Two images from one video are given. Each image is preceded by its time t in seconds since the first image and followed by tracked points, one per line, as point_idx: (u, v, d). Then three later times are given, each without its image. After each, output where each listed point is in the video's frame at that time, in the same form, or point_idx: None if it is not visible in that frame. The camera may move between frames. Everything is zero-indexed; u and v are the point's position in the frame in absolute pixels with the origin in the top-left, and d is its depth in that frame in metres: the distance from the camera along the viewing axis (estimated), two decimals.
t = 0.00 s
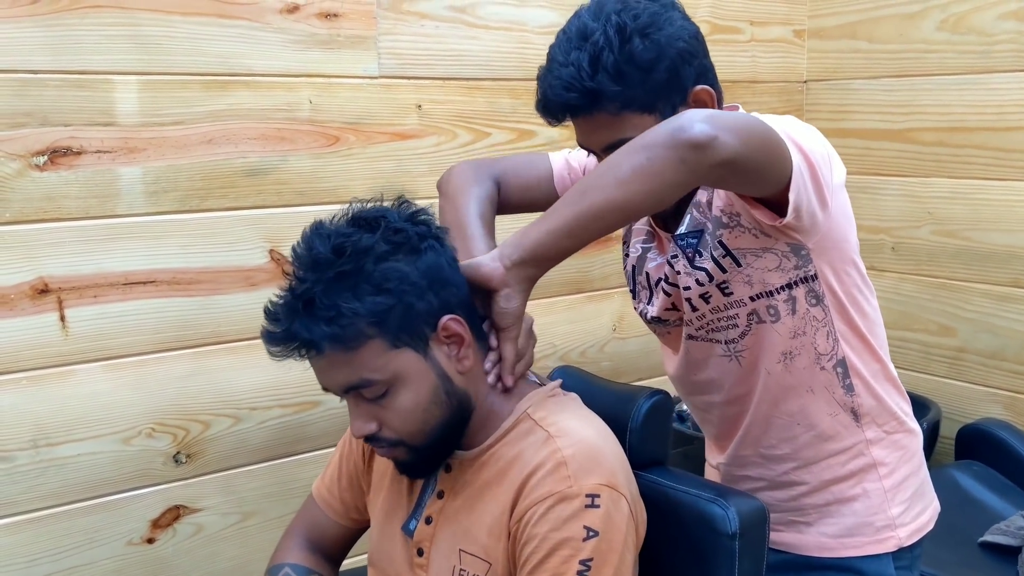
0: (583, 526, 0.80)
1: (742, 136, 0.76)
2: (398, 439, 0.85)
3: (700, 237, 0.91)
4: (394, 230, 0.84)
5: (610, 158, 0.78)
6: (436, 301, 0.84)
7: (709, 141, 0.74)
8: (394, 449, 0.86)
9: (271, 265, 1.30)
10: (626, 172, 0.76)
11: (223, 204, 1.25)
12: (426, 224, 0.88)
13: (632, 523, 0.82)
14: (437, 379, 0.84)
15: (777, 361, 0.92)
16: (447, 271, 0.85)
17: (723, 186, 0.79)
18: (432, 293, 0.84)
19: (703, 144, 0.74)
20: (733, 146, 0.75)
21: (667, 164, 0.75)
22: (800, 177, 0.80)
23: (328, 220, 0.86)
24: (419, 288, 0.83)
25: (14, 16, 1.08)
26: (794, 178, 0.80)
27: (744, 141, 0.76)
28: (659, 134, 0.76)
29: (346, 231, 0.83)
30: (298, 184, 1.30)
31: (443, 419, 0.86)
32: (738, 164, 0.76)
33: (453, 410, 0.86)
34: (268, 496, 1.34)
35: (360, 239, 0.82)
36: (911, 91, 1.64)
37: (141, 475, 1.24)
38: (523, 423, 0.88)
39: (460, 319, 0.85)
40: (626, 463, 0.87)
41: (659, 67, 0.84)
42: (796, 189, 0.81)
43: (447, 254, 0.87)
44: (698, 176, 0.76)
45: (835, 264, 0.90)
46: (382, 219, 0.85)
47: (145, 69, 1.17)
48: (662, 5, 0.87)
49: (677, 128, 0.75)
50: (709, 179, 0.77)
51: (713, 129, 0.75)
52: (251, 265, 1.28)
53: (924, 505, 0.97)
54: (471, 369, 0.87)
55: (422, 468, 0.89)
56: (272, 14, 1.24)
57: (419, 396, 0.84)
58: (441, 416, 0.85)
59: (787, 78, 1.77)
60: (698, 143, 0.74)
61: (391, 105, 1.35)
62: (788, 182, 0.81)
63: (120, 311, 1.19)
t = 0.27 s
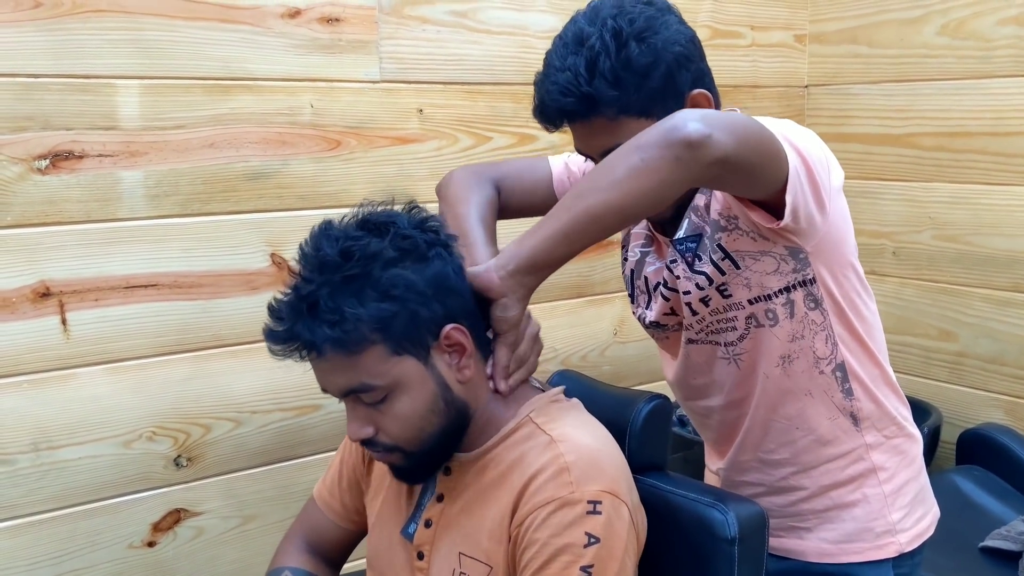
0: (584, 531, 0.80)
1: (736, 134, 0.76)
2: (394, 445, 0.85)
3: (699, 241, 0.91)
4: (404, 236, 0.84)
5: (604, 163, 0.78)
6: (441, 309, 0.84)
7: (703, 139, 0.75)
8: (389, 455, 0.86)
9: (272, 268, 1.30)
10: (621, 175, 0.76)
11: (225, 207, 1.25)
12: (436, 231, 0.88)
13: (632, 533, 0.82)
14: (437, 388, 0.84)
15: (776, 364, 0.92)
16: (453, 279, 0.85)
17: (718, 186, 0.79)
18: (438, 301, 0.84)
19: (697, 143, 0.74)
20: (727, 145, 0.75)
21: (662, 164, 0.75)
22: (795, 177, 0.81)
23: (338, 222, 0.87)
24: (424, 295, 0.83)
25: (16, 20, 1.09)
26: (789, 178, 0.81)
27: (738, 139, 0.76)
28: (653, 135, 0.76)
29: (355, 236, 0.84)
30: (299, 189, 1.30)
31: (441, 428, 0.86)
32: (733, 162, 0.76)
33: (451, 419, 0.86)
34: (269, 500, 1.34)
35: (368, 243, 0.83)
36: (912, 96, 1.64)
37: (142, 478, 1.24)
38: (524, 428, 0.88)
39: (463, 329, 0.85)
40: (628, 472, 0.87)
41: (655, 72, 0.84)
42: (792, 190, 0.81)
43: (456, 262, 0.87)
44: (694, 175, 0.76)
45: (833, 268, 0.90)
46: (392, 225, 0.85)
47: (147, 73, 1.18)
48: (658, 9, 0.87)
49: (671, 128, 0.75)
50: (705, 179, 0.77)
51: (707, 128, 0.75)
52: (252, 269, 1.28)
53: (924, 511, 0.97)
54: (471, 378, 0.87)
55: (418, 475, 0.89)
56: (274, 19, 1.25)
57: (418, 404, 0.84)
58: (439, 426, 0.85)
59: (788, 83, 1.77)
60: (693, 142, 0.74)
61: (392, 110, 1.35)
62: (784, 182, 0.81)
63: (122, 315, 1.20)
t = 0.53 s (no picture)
0: (579, 535, 0.80)
1: (737, 141, 0.76)
2: (387, 450, 0.85)
3: (702, 240, 0.91)
4: (402, 240, 0.85)
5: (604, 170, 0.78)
6: (438, 313, 0.84)
7: (705, 147, 0.75)
8: (382, 458, 0.86)
9: (274, 272, 1.30)
10: (622, 182, 0.76)
11: (226, 211, 1.25)
12: (435, 237, 0.88)
13: (628, 536, 0.83)
14: (431, 393, 0.85)
15: (776, 366, 0.92)
16: (450, 284, 0.86)
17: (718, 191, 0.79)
18: (435, 305, 0.84)
19: (698, 151, 0.75)
20: (728, 152, 0.76)
21: (663, 171, 0.75)
22: (797, 176, 0.81)
23: (337, 225, 0.87)
24: (421, 299, 0.83)
25: (19, 25, 1.09)
26: (789, 182, 0.81)
27: (738, 146, 0.76)
28: (654, 142, 0.76)
29: (354, 239, 0.84)
30: (300, 193, 1.30)
31: (435, 433, 0.86)
32: (733, 168, 0.76)
33: (445, 424, 0.86)
34: (269, 503, 1.34)
35: (366, 246, 0.83)
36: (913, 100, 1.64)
37: (143, 481, 1.24)
38: (520, 431, 0.88)
39: (460, 334, 0.85)
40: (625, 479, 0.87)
41: (656, 83, 0.84)
42: (794, 193, 0.81)
43: (454, 267, 0.87)
44: (694, 182, 0.76)
45: (835, 269, 0.90)
46: (392, 229, 0.86)
47: (150, 77, 1.18)
48: (654, 19, 0.87)
49: (671, 136, 0.76)
50: (704, 186, 0.77)
51: (707, 136, 0.75)
52: (254, 272, 1.28)
53: (925, 516, 0.97)
54: (466, 383, 0.87)
55: (412, 480, 0.89)
56: (276, 23, 1.25)
57: (413, 408, 0.84)
58: (433, 430, 0.85)
59: (789, 88, 1.78)
60: (694, 150, 0.75)
61: (394, 114, 1.36)
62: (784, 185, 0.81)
63: (124, 318, 1.20)
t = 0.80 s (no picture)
0: (582, 536, 0.80)
1: (745, 149, 0.77)
2: (393, 454, 0.85)
3: (705, 245, 0.91)
4: (403, 243, 0.85)
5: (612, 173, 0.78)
6: (439, 316, 0.84)
7: (712, 154, 0.75)
8: (388, 463, 0.86)
9: (276, 274, 1.31)
10: (630, 187, 0.76)
11: (229, 213, 1.26)
12: (435, 240, 0.89)
13: (630, 539, 0.83)
14: (434, 397, 0.85)
15: (780, 370, 0.92)
16: (451, 287, 0.86)
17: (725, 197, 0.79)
18: (436, 307, 0.84)
19: (706, 157, 0.75)
20: (736, 159, 0.76)
21: (671, 177, 0.76)
22: (800, 186, 0.81)
23: (336, 230, 0.87)
24: (423, 301, 0.83)
25: (23, 27, 1.10)
26: (795, 189, 0.81)
27: (746, 152, 0.77)
28: (662, 148, 0.76)
29: (355, 243, 0.84)
30: (303, 195, 1.31)
31: (439, 436, 0.86)
32: (741, 174, 0.77)
33: (450, 426, 0.86)
34: (272, 505, 1.34)
35: (367, 250, 0.83)
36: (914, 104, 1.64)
37: (145, 482, 1.25)
38: (524, 431, 0.88)
39: (462, 338, 0.85)
40: (626, 478, 0.87)
41: (652, 99, 0.84)
42: (798, 199, 0.81)
43: (455, 270, 0.88)
44: (702, 188, 0.76)
45: (840, 275, 0.90)
46: (392, 232, 0.86)
47: (153, 80, 1.19)
48: (647, 34, 0.87)
49: (680, 142, 0.76)
50: (713, 191, 0.77)
51: (716, 142, 0.76)
52: (256, 274, 1.29)
53: (931, 521, 0.97)
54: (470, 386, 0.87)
55: (416, 483, 0.89)
56: (279, 26, 1.26)
57: (417, 413, 0.84)
58: (438, 434, 0.86)
59: (791, 92, 1.78)
60: (702, 157, 0.75)
61: (396, 117, 1.36)
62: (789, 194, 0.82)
63: (127, 319, 1.20)
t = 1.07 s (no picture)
0: (579, 537, 0.80)
1: (749, 152, 0.76)
2: (391, 460, 0.85)
3: (710, 246, 0.91)
4: (401, 249, 0.85)
5: (615, 174, 0.78)
6: (438, 322, 0.84)
7: (717, 157, 0.75)
8: (386, 469, 0.87)
9: (277, 275, 1.31)
10: (633, 189, 0.76)
11: (230, 214, 1.26)
12: (433, 244, 0.88)
13: (628, 539, 0.83)
14: (433, 402, 0.85)
15: (786, 372, 0.92)
16: (449, 291, 0.86)
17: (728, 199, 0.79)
18: (434, 314, 0.84)
19: (711, 161, 0.75)
20: (740, 162, 0.76)
21: (674, 180, 0.76)
22: (806, 179, 0.81)
23: (332, 236, 0.87)
24: (422, 307, 0.83)
25: (25, 28, 1.10)
26: (800, 193, 0.81)
27: (750, 157, 0.76)
28: (666, 150, 0.76)
29: (352, 249, 0.84)
30: (303, 196, 1.31)
31: (438, 441, 0.86)
32: (743, 177, 0.77)
33: (450, 433, 0.87)
34: (272, 506, 1.34)
35: (365, 257, 0.83)
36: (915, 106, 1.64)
37: (146, 483, 1.25)
38: (522, 432, 0.88)
39: (461, 343, 0.86)
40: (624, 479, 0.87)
41: (658, 101, 0.84)
42: (805, 201, 0.82)
43: (454, 275, 0.87)
44: (705, 191, 0.76)
45: (846, 276, 0.90)
46: (390, 238, 0.86)
47: (154, 81, 1.19)
48: (652, 37, 0.87)
49: (685, 144, 0.76)
50: (716, 194, 0.78)
51: (719, 145, 0.75)
52: (257, 276, 1.29)
53: (937, 525, 0.97)
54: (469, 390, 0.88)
55: (416, 487, 0.89)
56: (280, 27, 1.26)
57: (416, 419, 0.84)
58: (437, 439, 0.86)
59: (792, 94, 1.78)
60: (706, 160, 0.75)
61: (397, 118, 1.36)
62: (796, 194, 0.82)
63: (127, 320, 1.20)
